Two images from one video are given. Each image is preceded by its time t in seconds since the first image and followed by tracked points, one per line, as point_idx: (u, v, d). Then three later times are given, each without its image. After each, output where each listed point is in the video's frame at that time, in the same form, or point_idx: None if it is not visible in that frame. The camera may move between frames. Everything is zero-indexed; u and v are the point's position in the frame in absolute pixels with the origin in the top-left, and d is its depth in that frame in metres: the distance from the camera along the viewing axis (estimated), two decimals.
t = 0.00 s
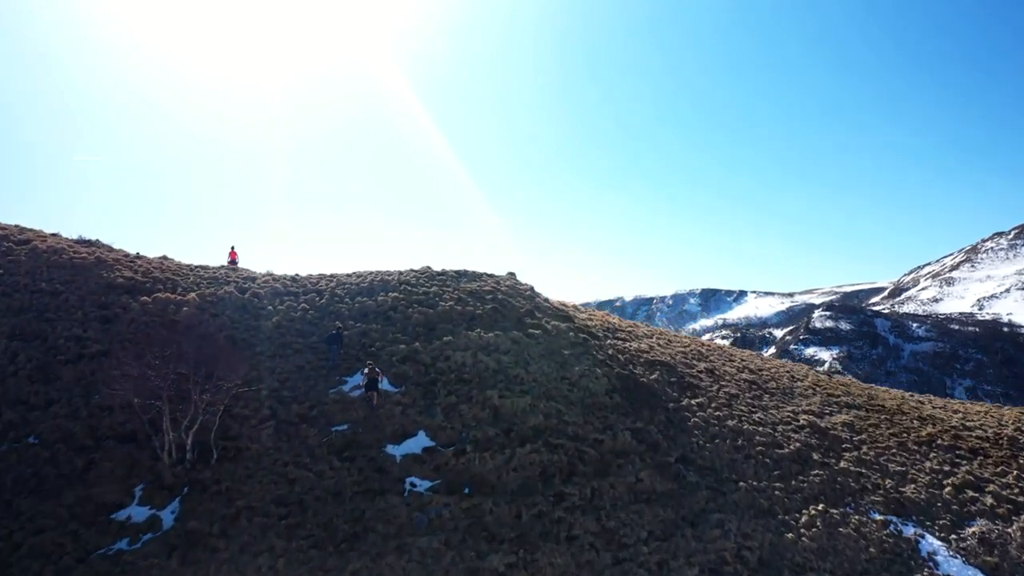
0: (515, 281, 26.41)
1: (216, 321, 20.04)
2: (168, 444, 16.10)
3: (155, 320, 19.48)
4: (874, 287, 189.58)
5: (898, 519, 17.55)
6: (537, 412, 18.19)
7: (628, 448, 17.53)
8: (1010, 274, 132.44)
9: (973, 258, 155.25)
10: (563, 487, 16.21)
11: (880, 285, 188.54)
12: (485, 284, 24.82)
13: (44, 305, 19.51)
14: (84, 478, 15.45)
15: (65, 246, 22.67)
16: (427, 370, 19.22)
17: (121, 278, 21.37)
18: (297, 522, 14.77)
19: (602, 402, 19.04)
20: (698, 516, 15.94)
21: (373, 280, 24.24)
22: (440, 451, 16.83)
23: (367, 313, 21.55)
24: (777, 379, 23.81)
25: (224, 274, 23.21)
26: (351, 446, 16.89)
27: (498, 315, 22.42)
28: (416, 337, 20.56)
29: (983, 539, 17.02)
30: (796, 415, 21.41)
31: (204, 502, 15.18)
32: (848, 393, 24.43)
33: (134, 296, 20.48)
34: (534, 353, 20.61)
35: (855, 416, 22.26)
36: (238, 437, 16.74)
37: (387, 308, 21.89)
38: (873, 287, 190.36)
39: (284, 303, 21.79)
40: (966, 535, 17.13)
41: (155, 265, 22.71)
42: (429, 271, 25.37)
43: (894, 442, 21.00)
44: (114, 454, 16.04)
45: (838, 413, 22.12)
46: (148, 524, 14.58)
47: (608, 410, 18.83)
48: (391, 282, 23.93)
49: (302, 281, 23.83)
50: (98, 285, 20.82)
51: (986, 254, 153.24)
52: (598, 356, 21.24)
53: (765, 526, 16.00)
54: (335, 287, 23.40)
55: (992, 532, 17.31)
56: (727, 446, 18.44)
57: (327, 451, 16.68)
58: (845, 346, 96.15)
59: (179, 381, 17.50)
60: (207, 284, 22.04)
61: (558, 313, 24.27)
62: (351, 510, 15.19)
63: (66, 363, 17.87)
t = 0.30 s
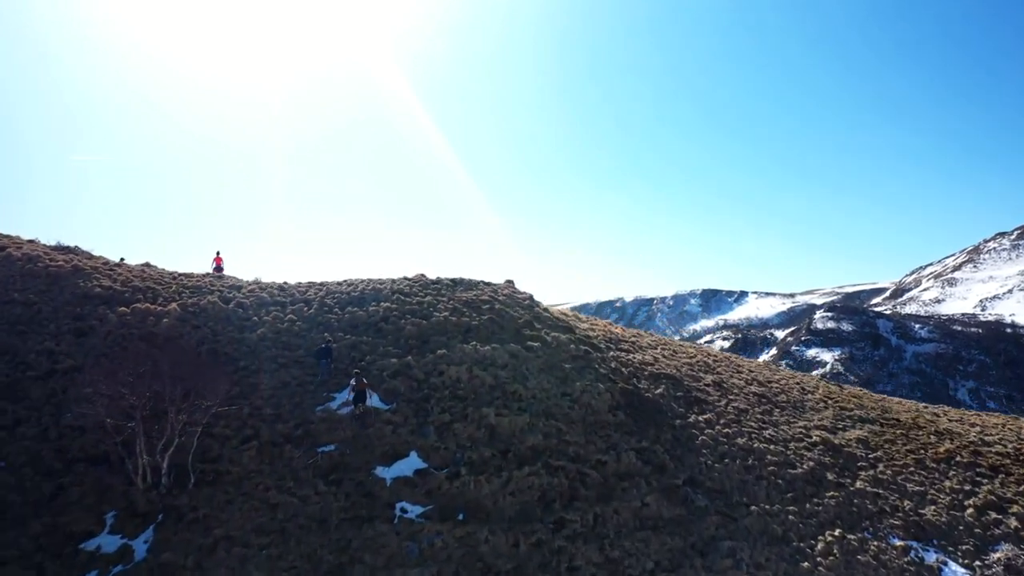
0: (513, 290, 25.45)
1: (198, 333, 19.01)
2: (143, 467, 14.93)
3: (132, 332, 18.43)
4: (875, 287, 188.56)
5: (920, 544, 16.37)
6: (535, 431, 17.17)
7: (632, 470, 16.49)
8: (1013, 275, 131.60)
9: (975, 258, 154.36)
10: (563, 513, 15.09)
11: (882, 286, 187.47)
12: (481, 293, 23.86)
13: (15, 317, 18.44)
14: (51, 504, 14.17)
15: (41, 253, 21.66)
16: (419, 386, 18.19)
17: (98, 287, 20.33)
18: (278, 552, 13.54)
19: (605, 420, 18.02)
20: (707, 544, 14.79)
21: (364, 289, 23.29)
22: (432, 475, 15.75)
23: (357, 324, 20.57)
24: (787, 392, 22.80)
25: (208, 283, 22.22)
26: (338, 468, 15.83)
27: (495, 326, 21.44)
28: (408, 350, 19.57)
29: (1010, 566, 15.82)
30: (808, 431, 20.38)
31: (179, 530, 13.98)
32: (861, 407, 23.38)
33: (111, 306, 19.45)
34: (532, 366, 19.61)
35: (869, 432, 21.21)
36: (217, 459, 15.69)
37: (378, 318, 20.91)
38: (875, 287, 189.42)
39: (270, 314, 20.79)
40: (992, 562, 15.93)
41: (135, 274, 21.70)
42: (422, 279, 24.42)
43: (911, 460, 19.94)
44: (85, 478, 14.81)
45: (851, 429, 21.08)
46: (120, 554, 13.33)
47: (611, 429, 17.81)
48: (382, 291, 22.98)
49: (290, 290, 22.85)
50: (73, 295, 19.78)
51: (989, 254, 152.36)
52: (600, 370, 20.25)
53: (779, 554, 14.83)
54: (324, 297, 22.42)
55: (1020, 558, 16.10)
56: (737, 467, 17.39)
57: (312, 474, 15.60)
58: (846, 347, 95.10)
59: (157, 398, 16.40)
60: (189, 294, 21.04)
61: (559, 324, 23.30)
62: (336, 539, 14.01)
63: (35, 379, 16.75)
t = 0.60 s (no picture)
0: (510, 299, 24.48)
1: (178, 346, 17.97)
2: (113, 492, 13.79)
3: (107, 345, 17.39)
4: (876, 286, 187.81)
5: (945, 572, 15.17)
6: (534, 452, 16.14)
7: (637, 495, 15.43)
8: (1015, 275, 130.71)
9: (977, 259, 153.40)
10: (564, 542, 13.93)
11: (883, 286, 186.77)
12: (477, 302, 22.90)
13: None
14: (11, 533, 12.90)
15: (14, 261, 20.65)
16: (411, 403, 17.16)
17: (72, 297, 19.30)
18: None
19: (607, 439, 16.99)
20: None
21: (354, 298, 22.33)
22: (424, 500, 14.65)
23: (346, 337, 19.58)
24: (799, 406, 21.76)
25: (190, 292, 21.21)
26: (322, 494, 14.74)
27: (491, 338, 20.44)
28: (399, 364, 18.56)
29: None
30: (822, 448, 19.35)
31: (150, 562, 12.74)
32: (875, 421, 22.32)
33: (85, 318, 18.42)
34: (531, 381, 18.60)
35: (885, 449, 20.14)
36: (193, 484, 14.58)
37: (368, 331, 19.93)
38: (876, 287, 188.72)
39: (254, 326, 19.79)
40: None
41: (113, 283, 20.70)
42: (415, 288, 23.47)
43: (930, 479, 18.87)
44: (50, 505, 13.61)
45: (867, 446, 20.04)
46: None
47: (614, 449, 16.77)
48: (373, 301, 22.02)
49: (276, 300, 21.87)
50: (45, 304, 18.73)
51: (991, 254, 151.38)
52: (603, 385, 19.24)
53: None
54: (312, 307, 21.44)
55: None
56: (748, 490, 16.31)
57: (294, 500, 14.48)
58: (848, 349, 94.11)
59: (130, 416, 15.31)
60: (169, 304, 20.03)
61: (560, 334, 22.32)
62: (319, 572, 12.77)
63: None
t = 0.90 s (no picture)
0: (507, 309, 23.48)
1: (153, 361, 16.89)
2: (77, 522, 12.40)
3: (76, 359, 16.29)
4: (878, 286, 187.25)
5: None
6: (533, 476, 15.08)
7: (643, 524, 14.36)
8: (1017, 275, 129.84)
9: (979, 259, 152.46)
10: None
11: (885, 286, 185.70)
12: (472, 313, 21.89)
13: None
14: None
15: None
16: (401, 423, 16.09)
17: (41, 307, 18.20)
18: None
19: (610, 462, 15.94)
20: None
21: (343, 308, 21.33)
22: (414, 530, 13.51)
23: (333, 350, 18.55)
24: (812, 422, 20.71)
25: (168, 302, 20.17)
26: (304, 523, 13.59)
27: (487, 352, 19.41)
28: (389, 380, 17.52)
29: None
30: (837, 468, 18.30)
31: None
32: (891, 437, 21.24)
33: (55, 330, 17.34)
34: (529, 397, 17.56)
35: (904, 468, 19.06)
36: (165, 512, 13.40)
37: (356, 344, 18.90)
38: (877, 287, 187.75)
39: (236, 338, 18.74)
40: None
41: (86, 292, 19.64)
42: (407, 298, 22.49)
43: (952, 501, 17.77)
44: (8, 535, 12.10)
45: (884, 465, 18.97)
46: None
47: (619, 473, 15.72)
48: (363, 312, 21.02)
49: (261, 311, 20.84)
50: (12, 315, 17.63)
51: (993, 254, 150.43)
52: (606, 401, 18.20)
53: None
54: (298, 318, 20.43)
55: None
56: (761, 516, 15.22)
57: (274, 530, 13.30)
58: (850, 349, 93.01)
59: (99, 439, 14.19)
60: (145, 315, 18.97)
61: (561, 346, 21.30)
62: None
63: None
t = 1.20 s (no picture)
0: (503, 320, 22.49)
1: (126, 378, 15.81)
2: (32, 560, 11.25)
3: (41, 376, 15.19)
4: (879, 287, 186.30)
5: None
6: (531, 504, 13.97)
7: (651, 558, 13.21)
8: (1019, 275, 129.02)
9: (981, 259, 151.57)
10: None
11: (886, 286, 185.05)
12: (466, 325, 20.91)
13: None
14: None
15: None
16: (390, 446, 15.01)
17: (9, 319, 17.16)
18: None
19: (614, 488, 14.84)
20: None
21: (330, 320, 20.34)
22: (403, 565, 12.32)
23: (320, 366, 17.52)
24: (827, 440, 19.65)
25: (144, 315, 19.15)
26: (283, 556, 12.29)
27: (482, 368, 18.39)
28: (377, 398, 16.49)
29: None
30: (855, 490, 17.21)
31: None
32: (910, 455, 20.13)
33: (21, 344, 16.28)
34: (527, 417, 16.51)
35: (926, 490, 17.94)
36: (130, 546, 12.15)
37: (343, 359, 17.88)
38: (878, 288, 186.87)
39: (216, 352, 17.68)
40: None
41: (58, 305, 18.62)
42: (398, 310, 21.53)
43: (979, 525, 16.62)
44: None
45: (904, 487, 17.88)
46: None
47: (623, 500, 14.62)
48: (351, 324, 20.05)
49: (244, 323, 19.83)
50: None
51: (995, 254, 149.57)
52: (610, 420, 17.14)
53: None
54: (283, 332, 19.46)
55: None
56: (778, 546, 14.07)
57: (250, 565, 11.99)
58: (852, 350, 91.93)
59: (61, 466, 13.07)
60: (120, 329, 17.93)
61: (561, 360, 20.28)
62: None
63: None
